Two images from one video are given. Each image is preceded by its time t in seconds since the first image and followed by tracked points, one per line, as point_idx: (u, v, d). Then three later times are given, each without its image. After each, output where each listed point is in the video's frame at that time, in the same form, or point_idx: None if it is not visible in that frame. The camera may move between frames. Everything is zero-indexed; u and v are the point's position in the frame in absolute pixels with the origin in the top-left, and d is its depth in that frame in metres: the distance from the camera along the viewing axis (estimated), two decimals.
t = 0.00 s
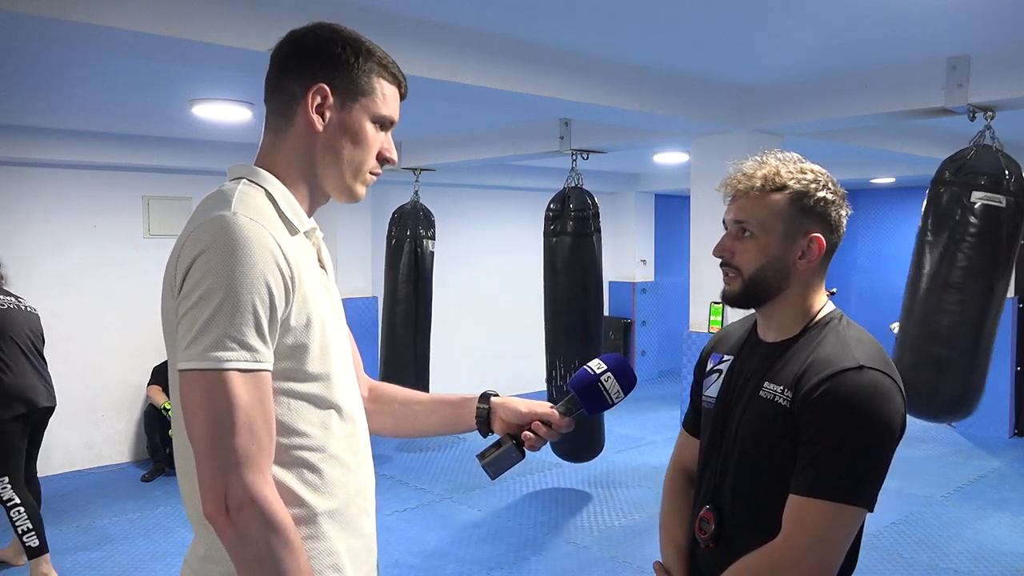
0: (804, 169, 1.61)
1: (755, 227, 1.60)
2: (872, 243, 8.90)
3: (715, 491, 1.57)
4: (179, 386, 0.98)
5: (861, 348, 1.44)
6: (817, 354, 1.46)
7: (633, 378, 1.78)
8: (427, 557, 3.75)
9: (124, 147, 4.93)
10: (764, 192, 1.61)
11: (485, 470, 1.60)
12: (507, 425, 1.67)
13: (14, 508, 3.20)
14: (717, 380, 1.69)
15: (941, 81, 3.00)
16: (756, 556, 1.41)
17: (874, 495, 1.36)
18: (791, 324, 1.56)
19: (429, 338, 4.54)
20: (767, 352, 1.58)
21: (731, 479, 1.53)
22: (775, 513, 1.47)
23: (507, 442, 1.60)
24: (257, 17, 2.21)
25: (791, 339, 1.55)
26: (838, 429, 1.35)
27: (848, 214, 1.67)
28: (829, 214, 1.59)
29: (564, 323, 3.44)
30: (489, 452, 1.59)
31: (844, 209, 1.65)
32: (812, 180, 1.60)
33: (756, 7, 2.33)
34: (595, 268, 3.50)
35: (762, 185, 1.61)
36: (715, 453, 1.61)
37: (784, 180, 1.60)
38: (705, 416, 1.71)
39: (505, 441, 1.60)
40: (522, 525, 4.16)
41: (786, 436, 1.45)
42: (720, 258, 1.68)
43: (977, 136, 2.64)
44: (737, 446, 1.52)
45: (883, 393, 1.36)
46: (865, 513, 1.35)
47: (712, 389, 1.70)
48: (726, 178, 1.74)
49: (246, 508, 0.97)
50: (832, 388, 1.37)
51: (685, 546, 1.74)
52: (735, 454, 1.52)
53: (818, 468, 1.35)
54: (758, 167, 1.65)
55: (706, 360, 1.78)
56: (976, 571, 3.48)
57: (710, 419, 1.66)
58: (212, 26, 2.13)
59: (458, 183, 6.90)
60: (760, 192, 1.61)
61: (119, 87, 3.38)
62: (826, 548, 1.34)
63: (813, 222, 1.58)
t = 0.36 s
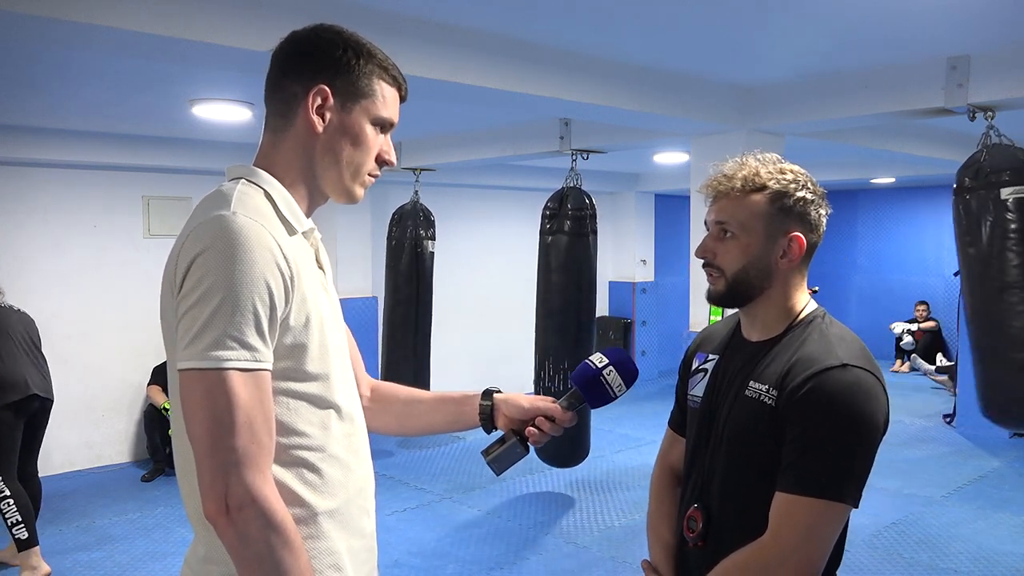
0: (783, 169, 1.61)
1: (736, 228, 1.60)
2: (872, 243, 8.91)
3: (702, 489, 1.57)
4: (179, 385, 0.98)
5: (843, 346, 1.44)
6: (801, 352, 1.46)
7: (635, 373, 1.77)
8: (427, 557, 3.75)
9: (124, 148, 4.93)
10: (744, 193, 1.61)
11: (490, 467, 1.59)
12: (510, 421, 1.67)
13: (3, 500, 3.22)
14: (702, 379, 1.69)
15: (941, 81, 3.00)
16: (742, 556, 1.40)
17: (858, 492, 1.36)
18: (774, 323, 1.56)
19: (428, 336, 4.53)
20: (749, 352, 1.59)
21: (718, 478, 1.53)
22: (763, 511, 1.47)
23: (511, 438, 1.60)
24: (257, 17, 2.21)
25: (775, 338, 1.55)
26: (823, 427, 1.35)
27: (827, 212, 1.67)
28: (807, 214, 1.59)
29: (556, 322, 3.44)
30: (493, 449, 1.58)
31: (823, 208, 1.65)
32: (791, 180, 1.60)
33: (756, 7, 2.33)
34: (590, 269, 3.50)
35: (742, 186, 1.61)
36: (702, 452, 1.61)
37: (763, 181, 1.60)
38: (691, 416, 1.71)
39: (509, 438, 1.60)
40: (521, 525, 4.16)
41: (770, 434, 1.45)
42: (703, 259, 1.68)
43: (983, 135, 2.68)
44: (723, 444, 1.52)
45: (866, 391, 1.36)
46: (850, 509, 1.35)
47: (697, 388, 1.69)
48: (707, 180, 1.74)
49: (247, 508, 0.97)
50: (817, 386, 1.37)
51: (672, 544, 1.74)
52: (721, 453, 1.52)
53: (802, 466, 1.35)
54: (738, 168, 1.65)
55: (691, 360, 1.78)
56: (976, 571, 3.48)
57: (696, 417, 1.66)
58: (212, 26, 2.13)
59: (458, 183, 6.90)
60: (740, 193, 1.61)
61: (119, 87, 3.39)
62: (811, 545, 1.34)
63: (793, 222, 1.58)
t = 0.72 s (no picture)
0: (769, 169, 1.61)
1: (724, 228, 1.59)
2: (872, 243, 8.91)
3: (699, 489, 1.58)
4: (179, 387, 0.98)
5: (834, 341, 1.44)
6: (792, 349, 1.46)
7: (629, 374, 1.77)
8: (427, 557, 3.75)
9: (125, 148, 4.93)
10: (731, 194, 1.60)
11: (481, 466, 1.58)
12: (503, 421, 1.67)
13: (20, 506, 3.27)
14: (696, 379, 1.69)
15: (941, 81, 3.00)
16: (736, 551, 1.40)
17: (852, 485, 1.35)
18: (765, 323, 1.57)
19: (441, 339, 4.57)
20: (743, 351, 1.59)
21: (714, 477, 1.53)
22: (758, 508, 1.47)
23: (503, 438, 1.59)
24: (257, 16, 2.21)
25: (766, 337, 1.56)
26: (813, 420, 1.35)
27: (815, 210, 1.67)
28: (794, 214, 1.59)
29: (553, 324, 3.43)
30: (485, 448, 1.57)
31: (810, 206, 1.65)
32: (777, 180, 1.59)
33: (756, 7, 2.33)
34: (592, 268, 3.51)
35: (729, 187, 1.61)
36: (698, 451, 1.61)
37: (749, 181, 1.60)
38: (686, 415, 1.71)
39: (501, 437, 1.59)
40: (521, 525, 4.17)
41: (764, 432, 1.45)
42: (691, 260, 1.67)
43: (986, 136, 2.69)
44: (716, 443, 1.52)
45: (856, 384, 1.37)
46: (843, 503, 1.35)
47: (691, 388, 1.69)
48: (695, 181, 1.73)
49: (249, 508, 0.97)
50: (807, 380, 1.37)
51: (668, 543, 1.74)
52: (716, 451, 1.53)
53: (795, 461, 1.35)
54: (726, 169, 1.65)
55: (685, 360, 1.78)
56: (976, 571, 3.48)
57: (691, 417, 1.66)
58: (212, 26, 2.13)
59: (458, 184, 6.90)
60: (727, 194, 1.61)
61: (120, 87, 3.39)
62: (805, 541, 1.33)
63: (780, 222, 1.57)
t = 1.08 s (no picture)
0: (770, 169, 1.61)
1: (727, 229, 1.59)
2: (872, 243, 8.90)
3: (703, 489, 1.58)
4: (178, 385, 0.98)
5: (836, 341, 1.43)
6: (795, 348, 1.46)
7: (628, 377, 1.77)
8: (427, 557, 3.75)
9: (124, 148, 4.93)
10: (734, 195, 1.60)
11: (481, 468, 1.58)
12: (502, 423, 1.66)
13: (26, 511, 3.29)
14: (701, 380, 1.70)
15: (941, 81, 3.00)
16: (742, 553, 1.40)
17: (855, 486, 1.35)
18: (770, 322, 1.57)
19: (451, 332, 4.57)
20: (745, 350, 1.60)
21: (718, 478, 1.53)
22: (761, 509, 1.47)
23: (502, 440, 1.59)
24: (257, 17, 2.21)
25: (769, 335, 1.56)
26: (819, 423, 1.34)
27: (816, 209, 1.67)
28: (796, 214, 1.59)
29: (561, 321, 3.43)
30: (485, 450, 1.57)
31: (811, 205, 1.65)
32: (779, 180, 1.59)
33: (755, 7, 2.33)
34: (596, 267, 3.50)
35: (731, 188, 1.61)
36: (702, 451, 1.61)
37: (751, 182, 1.59)
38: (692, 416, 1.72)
39: (501, 439, 1.59)
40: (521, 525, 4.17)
41: (767, 432, 1.44)
42: (694, 262, 1.67)
43: (980, 136, 2.66)
44: (722, 445, 1.52)
45: (860, 384, 1.36)
46: (846, 503, 1.34)
47: (697, 388, 1.71)
48: (696, 182, 1.73)
49: (246, 507, 0.97)
50: (807, 381, 1.37)
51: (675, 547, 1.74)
52: (721, 452, 1.53)
53: (797, 462, 1.35)
54: (727, 170, 1.65)
55: (690, 360, 1.78)
56: (976, 571, 3.48)
57: (697, 417, 1.67)
58: (212, 26, 2.13)
59: (458, 184, 6.90)
60: (730, 195, 1.60)
61: (119, 87, 3.39)
62: (808, 541, 1.33)
63: (783, 222, 1.57)
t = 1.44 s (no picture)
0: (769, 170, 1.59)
1: (727, 237, 1.60)
2: (872, 243, 8.90)
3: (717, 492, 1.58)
4: (175, 383, 0.98)
5: (854, 343, 1.43)
6: (809, 351, 1.46)
7: (627, 376, 1.77)
8: (427, 557, 3.75)
9: (124, 148, 4.93)
10: (732, 202, 1.60)
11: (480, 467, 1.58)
12: (501, 422, 1.67)
13: (25, 511, 3.30)
14: (716, 380, 1.71)
15: (941, 80, 3.00)
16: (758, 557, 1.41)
17: (872, 492, 1.35)
18: (782, 325, 1.57)
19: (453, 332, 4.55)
20: (761, 350, 1.59)
21: (732, 482, 1.53)
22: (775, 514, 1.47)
23: (502, 439, 1.59)
24: (257, 16, 2.21)
25: (784, 338, 1.55)
26: (837, 426, 1.34)
27: (827, 202, 1.62)
28: (799, 213, 1.56)
29: (569, 323, 3.43)
30: (483, 449, 1.58)
31: (821, 199, 1.61)
32: (777, 181, 1.57)
33: (755, 7, 2.33)
34: (602, 267, 3.50)
35: (729, 194, 1.61)
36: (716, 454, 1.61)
37: (748, 187, 1.58)
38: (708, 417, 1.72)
39: (499, 438, 1.59)
40: (522, 525, 4.16)
41: (780, 435, 1.44)
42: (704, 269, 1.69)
43: (974, 136, 2.64)
44: (737, 448, 1.52)
45: (876, 388, 1.35)
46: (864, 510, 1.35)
47: (712, 389, 1.71)
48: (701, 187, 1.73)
49: (242, 505, 0.97)
50: (824, 384, 1.36)
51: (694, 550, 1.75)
52: (735, 455, 1.53)
53: (813, 464, 1.35)
54: (726, 175, 1.64)
55: (707, 359, 1.79)
56: (976, 571, 3.48)
57: (712, 418, 1.67)
58: (212, 26, 2.13)
59: (458, 184, 6.90)
60: (729, 202, 1.60)
61: (118, 87, 3.39)
62: (826, 545, 1.34)
63: (783, 224, 1.55)
